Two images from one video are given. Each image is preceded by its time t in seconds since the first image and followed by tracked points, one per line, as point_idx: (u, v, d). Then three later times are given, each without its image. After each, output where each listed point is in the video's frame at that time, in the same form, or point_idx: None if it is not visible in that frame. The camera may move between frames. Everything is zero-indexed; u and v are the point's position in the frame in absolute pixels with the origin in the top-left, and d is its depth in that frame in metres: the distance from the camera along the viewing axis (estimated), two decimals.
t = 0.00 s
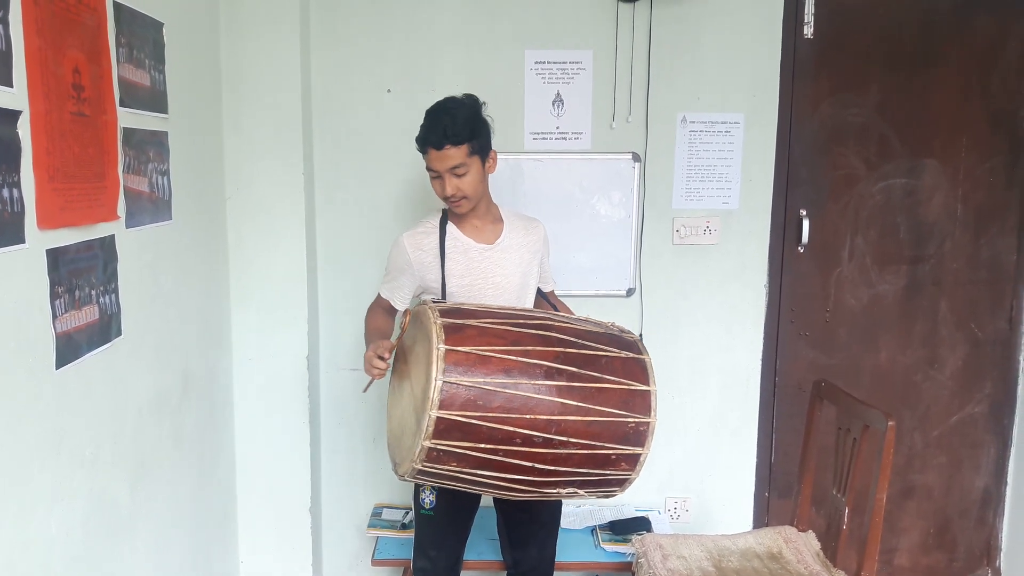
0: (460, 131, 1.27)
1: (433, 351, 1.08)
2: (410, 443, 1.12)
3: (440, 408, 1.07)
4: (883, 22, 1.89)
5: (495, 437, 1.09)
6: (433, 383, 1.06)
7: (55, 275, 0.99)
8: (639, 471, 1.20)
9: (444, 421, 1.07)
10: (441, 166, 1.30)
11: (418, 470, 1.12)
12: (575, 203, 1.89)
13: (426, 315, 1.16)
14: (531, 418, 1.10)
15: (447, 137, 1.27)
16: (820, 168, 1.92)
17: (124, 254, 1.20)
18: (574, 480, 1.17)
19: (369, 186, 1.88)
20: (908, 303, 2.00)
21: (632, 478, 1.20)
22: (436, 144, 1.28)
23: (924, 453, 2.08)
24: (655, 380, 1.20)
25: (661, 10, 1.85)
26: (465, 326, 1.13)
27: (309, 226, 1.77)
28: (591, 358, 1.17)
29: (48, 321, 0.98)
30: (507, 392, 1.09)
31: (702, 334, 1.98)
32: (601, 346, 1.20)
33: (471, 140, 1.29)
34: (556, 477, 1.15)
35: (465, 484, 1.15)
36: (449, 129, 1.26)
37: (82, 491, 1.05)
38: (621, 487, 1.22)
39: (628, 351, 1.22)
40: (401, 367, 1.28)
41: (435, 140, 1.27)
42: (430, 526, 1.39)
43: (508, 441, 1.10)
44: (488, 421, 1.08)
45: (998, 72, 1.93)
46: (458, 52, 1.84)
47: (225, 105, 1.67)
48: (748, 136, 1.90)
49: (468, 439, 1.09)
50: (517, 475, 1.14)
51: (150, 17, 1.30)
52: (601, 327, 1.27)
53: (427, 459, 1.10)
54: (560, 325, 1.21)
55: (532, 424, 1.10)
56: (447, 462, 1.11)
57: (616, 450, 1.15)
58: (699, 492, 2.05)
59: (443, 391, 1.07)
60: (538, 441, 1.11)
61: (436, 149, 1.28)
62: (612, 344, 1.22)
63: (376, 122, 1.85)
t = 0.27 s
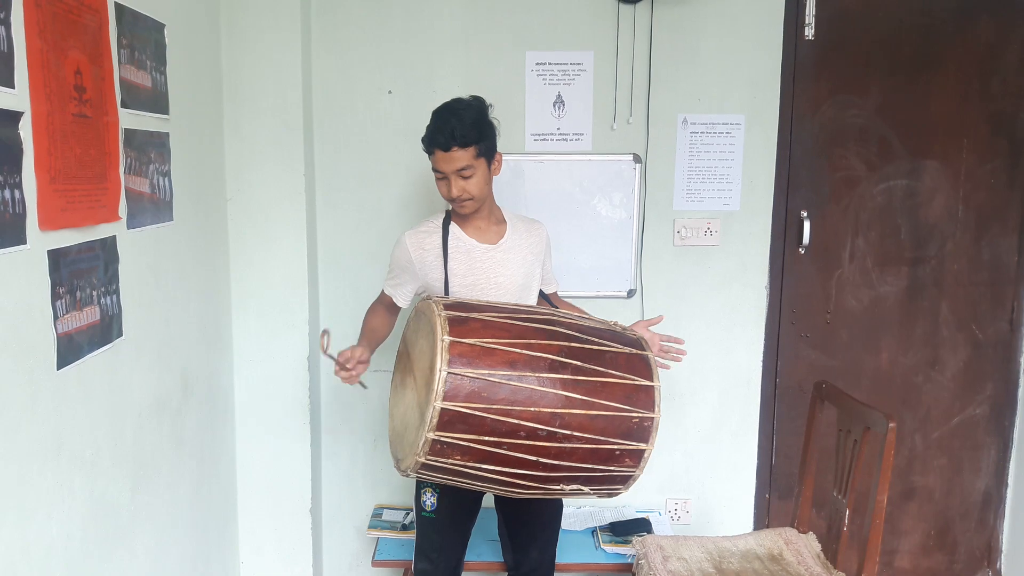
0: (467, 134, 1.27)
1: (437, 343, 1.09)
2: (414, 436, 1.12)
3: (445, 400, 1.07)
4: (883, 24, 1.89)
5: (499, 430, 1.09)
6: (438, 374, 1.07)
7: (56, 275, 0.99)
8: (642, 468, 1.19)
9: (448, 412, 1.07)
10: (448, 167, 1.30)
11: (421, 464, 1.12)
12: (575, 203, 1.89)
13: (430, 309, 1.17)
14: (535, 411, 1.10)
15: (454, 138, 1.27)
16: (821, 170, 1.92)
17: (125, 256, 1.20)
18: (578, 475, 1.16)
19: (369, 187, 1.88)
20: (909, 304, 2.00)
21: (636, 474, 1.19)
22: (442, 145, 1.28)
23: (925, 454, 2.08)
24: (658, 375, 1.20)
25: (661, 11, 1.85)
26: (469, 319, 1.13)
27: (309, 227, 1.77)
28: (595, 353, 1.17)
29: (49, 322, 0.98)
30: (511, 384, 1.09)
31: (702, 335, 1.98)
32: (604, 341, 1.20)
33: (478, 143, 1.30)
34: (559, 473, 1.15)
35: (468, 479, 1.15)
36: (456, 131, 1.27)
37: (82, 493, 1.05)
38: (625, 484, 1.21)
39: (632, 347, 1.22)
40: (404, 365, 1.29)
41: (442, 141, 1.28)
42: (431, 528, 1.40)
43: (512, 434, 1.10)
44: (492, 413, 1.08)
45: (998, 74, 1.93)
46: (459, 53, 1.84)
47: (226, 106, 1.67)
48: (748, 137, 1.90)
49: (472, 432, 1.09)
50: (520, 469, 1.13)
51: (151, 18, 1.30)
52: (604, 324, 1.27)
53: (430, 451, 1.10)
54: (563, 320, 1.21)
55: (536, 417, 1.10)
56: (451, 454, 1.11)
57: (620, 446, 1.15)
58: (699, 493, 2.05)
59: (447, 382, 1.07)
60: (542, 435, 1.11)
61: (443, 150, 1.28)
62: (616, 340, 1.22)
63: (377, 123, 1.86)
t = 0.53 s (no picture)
0: (486, 119, 1.32)
1: (440, 340, 1.09)
2: (415, 434, 1.11)
3: (447, 397, 1.06)
4: (883, 26, 1.89)
5: (501, 428, 1.09)
6: (440, 371, 1.06)
7: (56, 276, 0.99)
8: (644, 469, 1.20)
9: (450, 410, 1.06)
10: (468, 152, 1.32)
11: (422, 463, 1.11)
12: (576, 204, 1.89)
13: (433, 307, 1.16)
14: (537, 409, 1.09)
15: (475, 124, 1.31)
16: (821, 172, 1.92)
17: (125, 257, 1.20)
18: (579, 476, 1.16)
19: (370, 188, 1.88)
20: (909, 306, 2.00)
21: (637, 476, 1.20)
22: (463, 129, 1.31)
23: (925, 456, 2.08)
24: (660, 377, 1.21)
25: (661, 13, 1.85)
26: (472, 317, 1.13)
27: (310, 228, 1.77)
28: (597, 353, 1.18)
29: (49, 323, 0.98)
30: (514, 382, 1.09)
31: (703, 337, 1.98)
32: (606, 342, 1.21)
33: (494, 132, 1.35)
34: (561, 473, 1.15)
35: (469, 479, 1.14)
36: (478, 116, 1.31)
37: (82, 493, 1.05)
38: (626, 486, 1.22)
39: (633, 348, 1.23)
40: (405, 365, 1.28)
41: (463, 126, 1.31)
42: (432, 530, 1.39)
43: (513, 433, 1.10)
44: (494, 412, 1.08)
45: (998, 76, 1.93)
46: (459, 54, 1.84)
47: (227, 107, 1.67)
48: (749, 139, 1.91)
49: (474, 431, 1.08)
50: (521, 469, 1.13)
51: (152, 19, 1.30)
52: (606, 325, 1.28)
53: (431, 450, 1.09)
54: (565, 320, 1.22)
55: (538, 416, 1.10)
56: (451, 453, 1.10)
57: (621, 446, 1.15)
58: (699, 495, 2.05)
59: (450, 379, 1.06)
60: (544, 434, 1.11)
61: (464, 136, 1.31)
62: (617, 341, 1.23)
63: (377, 125, 1.86)
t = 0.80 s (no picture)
0: (486, 109, 1.37)
1: (429, 338, 1.08)
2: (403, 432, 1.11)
3: (434, 396, 1.06)
4: (883, 28, 1.89)
5: (489, 429, 1.09)
6: (428, 369, 1.06)
7: (56, 276, 0.99)
8: (635, 475, 1.19)
9: (436, 408, 1.06)
10: (469, 140, 1.36)
11: (409, 461, 1.11)
12: (575, 206, 1.89)
13: (425, 306, 1.16)
14: (526, 410, 1.09)
15: (476, 113, 1.36)
16: (821, 173, 1.92)
17: (125, 258, 1.20)
18: (568, 480, 1.15)
19: (370, 189, 1.88)
20: (909, 308, 2.00)
21: (629, 481, 1.19)
22: (465, 117, 1.35)
23: (925, 457, 2.08)
24: (654, 382, 1.20)
25: (661, 15, 1.85)
26: (464, 316, 1.13)
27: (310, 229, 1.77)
28: (590, 356, 1.17)
29: (49, 323, 0.98)
30: (502, 382, 1.09)
31: (703, 338, 1.98)
32: (600, 346, 1.20)
33: (496, 125, 1.39)
34: (549, 476, 1.14)
35: (457, 479, 1.14)
36: (480, 107, 1.36)
37: (81, 493, 1.05)
38: (618, 492, 1.21)
39: (627, 352, 1.22)
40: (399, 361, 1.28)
41: (465, 113, 1.35)
42: (429, 532, 1.39)
43: (501, 433, 1.09)
44: (482, 412, 1.07)
45: (998, 77, 1.93)
46: (459, 56, 1.84)
47: (227, 108, 1.67)
48: (749, 140, 1.91)
49: (461, 430, 1.08)
50: (509, 470, 1.12)
51: (152, 20, 1.30)
52: (601, 329, 1.28)
53: (418, 448, 1.09)
54: (559, 323, 1.22)
55: (526, 417, 1.09)
56: (438, 452, 1.10)
57: (612, 450, 1.15)
58: (699, 496, 2.05)
59: (437, 378, 1.06)
60: (533, 435, 1.10)
61: (466, 123, 1.36)
62: (611, 345, 1.23)
63: (377, 126, 1.86)
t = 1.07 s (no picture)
0: (488, 111, 1.38)
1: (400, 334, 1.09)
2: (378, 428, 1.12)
3: (403, 391, 1.07)
4: (884, 29, 1.89)
5: (460, 425, 1.09)
6: (397, 365, 1.07)
7: (58, 277, 0.99)
8: (617, 473, 1.17)
9: (406, 404, 1.07)
10: (469, 137, 1.36)
11: (384, 458, 1.12)
12: (576, 207, 1.89)
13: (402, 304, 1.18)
14: (497, 407, 1.09)
15: (478, 113, 1.37)
16: (823, 174, 1.92)
17: (125, 258, 1.20)
18: (546, 478, 1.14)
19: (370, 189, 1.88)
20: (910, 309, 2.00)
21: (611, 480, 1.17)
22: (466, 115, 1.36)
23: (926, 459, 2.08)
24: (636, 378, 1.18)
25: (662, 15, 1.85)
26: (438, 313, 1.14)
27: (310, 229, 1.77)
28: (569, 352, 1.16)
29: (51, 324, 0.98)
30: (474, 378, 1.09)
31: (703, 339, 1.98)
32: (580, 342, 1.19)
33: (497, 127, 1.40)
34: (527, 473, 1.13)
35: (434, 476, 1.15)
36: (483, 107, 1.38)
37: (82, 494, 1.05)
38: (602, 492, 1.19)
39: (609, 349, 1.20)
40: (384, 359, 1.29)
41: (467, 111, 1.37)
42: (423, 534, 1.40)
43: (473, 429, 1.09)
44: (452, 407, 1.08)
45: (999, 79, 1.93)
46: (460, 56, 1.84)
47: (228, 109, 1.67)
48: (750, 141, 1.91)
49: (433, 427, 1.09)
50: (484, 468, 1.12)
51: (153, 21, 1.30)
52: (585, 326, 1.26)
53: (391, 445, 1.10)
54: (539, 319, 1.21)
55: (498, 413, 1.09)
56: (412, 449, 1.10)
57: (590, 447, 1.13)
58: (699, 497, 2.05)
59: (407, 374, 1.07)
60: (505, 432, 1.10)
61: (467, 121, 1.37)
62: (593, 341, 1.21)
63: (378, 127, 1.86)
